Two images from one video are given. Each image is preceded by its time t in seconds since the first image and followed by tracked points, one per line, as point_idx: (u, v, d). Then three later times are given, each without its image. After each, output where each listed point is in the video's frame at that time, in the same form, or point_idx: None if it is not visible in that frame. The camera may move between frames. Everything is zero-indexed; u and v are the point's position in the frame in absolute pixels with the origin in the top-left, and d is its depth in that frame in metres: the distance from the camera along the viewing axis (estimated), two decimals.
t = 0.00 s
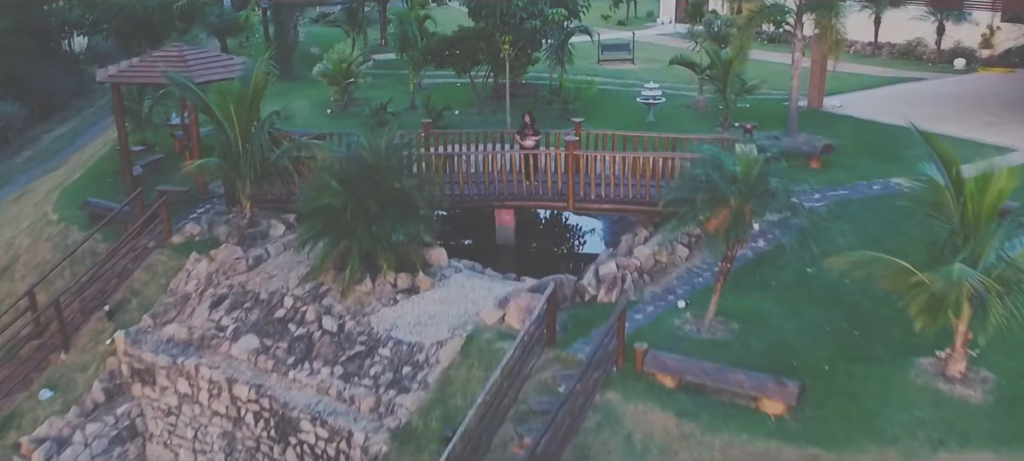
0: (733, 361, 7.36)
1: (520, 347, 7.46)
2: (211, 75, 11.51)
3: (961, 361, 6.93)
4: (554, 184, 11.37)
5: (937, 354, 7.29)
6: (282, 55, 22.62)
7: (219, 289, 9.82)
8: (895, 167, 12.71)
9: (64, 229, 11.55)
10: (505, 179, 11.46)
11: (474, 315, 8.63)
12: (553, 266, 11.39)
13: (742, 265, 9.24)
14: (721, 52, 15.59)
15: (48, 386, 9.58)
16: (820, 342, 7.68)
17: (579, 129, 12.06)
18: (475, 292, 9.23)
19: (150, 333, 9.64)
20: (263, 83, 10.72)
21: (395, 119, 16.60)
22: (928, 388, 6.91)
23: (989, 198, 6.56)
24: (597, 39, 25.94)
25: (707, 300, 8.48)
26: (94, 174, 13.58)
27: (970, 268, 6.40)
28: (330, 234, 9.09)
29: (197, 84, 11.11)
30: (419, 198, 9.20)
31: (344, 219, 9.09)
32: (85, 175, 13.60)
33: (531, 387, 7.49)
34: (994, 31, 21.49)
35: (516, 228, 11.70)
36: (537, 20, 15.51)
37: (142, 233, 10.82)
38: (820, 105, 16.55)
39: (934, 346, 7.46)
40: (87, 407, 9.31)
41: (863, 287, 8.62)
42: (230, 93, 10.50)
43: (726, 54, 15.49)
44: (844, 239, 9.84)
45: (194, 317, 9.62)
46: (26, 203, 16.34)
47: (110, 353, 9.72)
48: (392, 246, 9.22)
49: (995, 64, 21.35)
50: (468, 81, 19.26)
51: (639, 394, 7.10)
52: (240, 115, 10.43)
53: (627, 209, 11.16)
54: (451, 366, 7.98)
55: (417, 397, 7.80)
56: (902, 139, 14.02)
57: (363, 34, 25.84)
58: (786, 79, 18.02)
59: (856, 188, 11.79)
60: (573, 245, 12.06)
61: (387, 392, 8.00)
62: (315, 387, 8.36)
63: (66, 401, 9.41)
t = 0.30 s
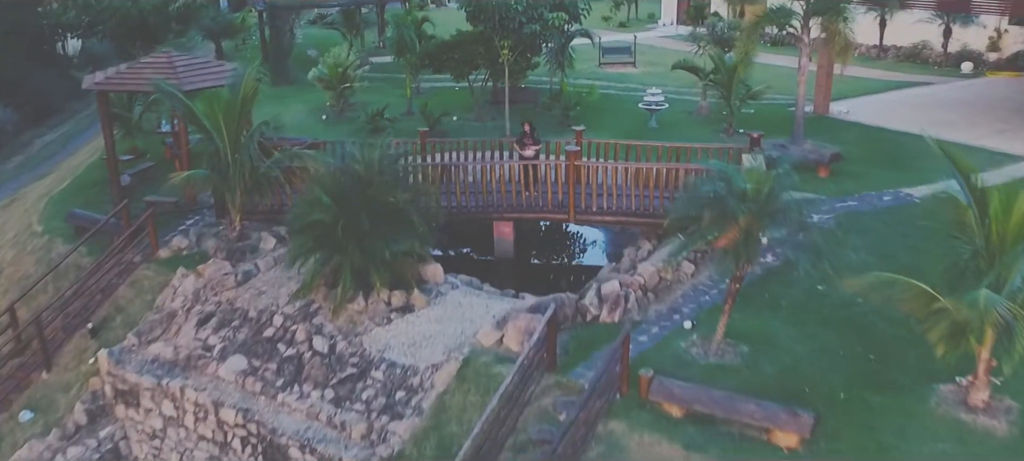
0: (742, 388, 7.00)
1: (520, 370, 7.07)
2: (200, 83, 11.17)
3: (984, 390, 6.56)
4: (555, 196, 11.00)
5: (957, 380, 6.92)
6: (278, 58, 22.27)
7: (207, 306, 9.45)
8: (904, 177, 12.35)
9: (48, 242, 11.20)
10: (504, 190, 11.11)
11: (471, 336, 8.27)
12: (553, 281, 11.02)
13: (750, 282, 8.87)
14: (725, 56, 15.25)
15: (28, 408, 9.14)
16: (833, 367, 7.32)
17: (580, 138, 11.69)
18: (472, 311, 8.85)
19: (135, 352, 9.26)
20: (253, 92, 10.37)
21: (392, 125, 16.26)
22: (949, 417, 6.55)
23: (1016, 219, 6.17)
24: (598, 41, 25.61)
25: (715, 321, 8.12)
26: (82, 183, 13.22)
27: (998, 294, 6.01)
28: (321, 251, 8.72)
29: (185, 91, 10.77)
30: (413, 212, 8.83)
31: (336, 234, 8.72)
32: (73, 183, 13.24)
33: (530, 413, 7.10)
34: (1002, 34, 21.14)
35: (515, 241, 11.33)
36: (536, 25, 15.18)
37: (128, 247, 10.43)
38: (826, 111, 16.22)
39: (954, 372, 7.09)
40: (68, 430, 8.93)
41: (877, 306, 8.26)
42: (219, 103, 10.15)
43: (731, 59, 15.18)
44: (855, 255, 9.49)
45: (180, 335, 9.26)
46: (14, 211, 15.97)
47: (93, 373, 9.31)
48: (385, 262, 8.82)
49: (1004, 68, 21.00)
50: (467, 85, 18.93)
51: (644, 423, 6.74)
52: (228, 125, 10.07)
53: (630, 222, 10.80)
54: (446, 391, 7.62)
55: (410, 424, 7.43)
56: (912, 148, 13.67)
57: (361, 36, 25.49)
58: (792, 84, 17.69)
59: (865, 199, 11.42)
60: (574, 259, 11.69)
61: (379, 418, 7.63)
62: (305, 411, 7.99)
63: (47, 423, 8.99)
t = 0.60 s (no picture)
0: (754, 422, 6.58)
1: (520, 397, 6.62)
2: (185, 92, 10.74)
3: (1014, 426, 6.13)
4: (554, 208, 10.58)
5: (983, 414, 6.50)
6: (273, 62, 21.85)
7: (191, 326, 9.04)
8: (916, 188, 11.95)
9: (28, 257, 10.76)
10: (501, 203, 10.68)
11: (466, 362, 7.86)
12: (554, 298, 10.56)
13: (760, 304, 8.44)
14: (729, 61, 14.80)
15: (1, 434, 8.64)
16: (849, 397, 6.90)
17: (581, 148, 11.25)
18: (468, 333, 8.45)
19: (115, 375, 8.84)
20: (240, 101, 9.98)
21: (387, 132, 15.83)
22: (976, 454, 6.11)
23: None
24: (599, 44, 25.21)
25: (724, 345, 7.70)
26: (65, 192, 12.77)
27: None
28: (310, 270, 8.32)
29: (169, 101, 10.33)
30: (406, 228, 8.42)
31: (324, 253, 8.30)
32: (56, 193, 12.79)
33: (529, 446, 6.64)
34: (1011, 38, 20.74)
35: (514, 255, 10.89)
36: (536, 29, 14.78)
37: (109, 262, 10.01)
38: (833, 117, 15.79)
39: (979, 405, 6.66)
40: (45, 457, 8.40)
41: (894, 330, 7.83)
42: (204, 112, 9.75)
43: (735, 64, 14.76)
44: (869, 273, 9.09)
45: (162, 357, 8.84)
46: None
47: (72, 396, 8.80)
48: (376, 281, 8.40)
49: (1012, 72, 20.59)
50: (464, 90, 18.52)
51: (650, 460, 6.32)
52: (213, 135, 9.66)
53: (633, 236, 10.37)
54: (439, 421, 7.21)
55: (402, 456, 7.01)
56: (923, 158, 13.27)
57: (357, 39, 25.07)
58: (798, 90, 17.28)
59: (877, 211, 11.02)
60: (575, 274, 11.27)
61: (369, 450, 7.22)
62: (291, 440, 7.57)
63: (21, 450, 8.47)
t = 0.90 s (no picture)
0: (765, 454, 6.22)
1: (519, 425, 6.24)
2: (174, 100, 10.46)
3: None
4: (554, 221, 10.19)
5: (1006, 446, 6.15)
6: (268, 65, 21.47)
7: (176, 344, 8.68)
8: (927, 199, 11.58)
9: (10, 270, 10.38)
10: (498, 215, 10.32)
11: (461, 386, 7.51)
12: (554, 313, 10.18)
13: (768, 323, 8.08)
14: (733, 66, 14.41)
15: None
16: (865, 425, 6.54)
17: (581, 158, 10.90)
18: (464, 353, 8.10)
19: (97, 396, 8.46)
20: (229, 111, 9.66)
21: (384, 138, 15.46)
22: None
23: None
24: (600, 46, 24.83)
25: (731, 369, 7.34)
26: (51, 202, 12.39)
27: None
28: (299, 288, 7.95)
29: (155, 110, 10.05)
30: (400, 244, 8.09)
31: (314, 270, 7.94)
32: (40, 203, 12.40)
33: None
34: (1019, 41, 20.35)
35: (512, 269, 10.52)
36: (535, 33, 14.44)
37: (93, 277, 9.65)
38: (839, 123, 15.45)
39: (1002, 436, 6.31)
40: None
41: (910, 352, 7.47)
42: (191, 122, 9.42)
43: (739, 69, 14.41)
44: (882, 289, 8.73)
45: (146, 378, 8.47)
46: None
47: (51, 419, 8.36)
48: (367, 300, 8.05)
49: (1020, 75, 20.22)
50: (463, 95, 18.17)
51: None
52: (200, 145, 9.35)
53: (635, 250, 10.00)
54: (433, 450, 6.85)
55: None
56: (933, 166, 12.92)
57: (354, 42, 24.71)
58: (802, 95, 16.94)
59: (888, 223, 10.66)
60: (575, 287, 10.92)
61: None
62: None
63: None
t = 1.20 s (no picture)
0: None
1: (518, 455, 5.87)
2: (159, 108, 10.13)
3: None
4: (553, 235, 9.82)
5: None
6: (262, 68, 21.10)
7: (160, 364, 8.32)
8: (938, 209, 11.23)
9: None
10: (495, 228, 9.96)
11: (456, 413, 7.18)
12: (553, 329, 9.84)
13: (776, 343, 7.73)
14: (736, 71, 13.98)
15: None
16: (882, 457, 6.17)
17: (580, 169, 10.58)
18: (460, 375, 7.75)
19: (76, 419, 7.98)
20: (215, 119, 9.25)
21: (380, 144, 15.10)
22: None
23: None
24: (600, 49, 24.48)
25: (739, 394, 6.99)
26: (34, 213, 12.00)
27: None
28: (286, 307, 7.60)
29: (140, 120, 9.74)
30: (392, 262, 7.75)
31: (302, 290, 7.58)
32: (23, 214, 12.01)
33: None
34: None
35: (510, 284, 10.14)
36: (534, 38, 14.09)
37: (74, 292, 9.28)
38: (845, 129, 15.11)
39: None
40: None
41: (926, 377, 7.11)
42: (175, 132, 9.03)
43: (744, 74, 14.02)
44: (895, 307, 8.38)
45: (128, 400, 8.05)
46: None
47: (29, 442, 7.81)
48: (356, 320, 7.72)
49: None
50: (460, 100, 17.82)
51: None
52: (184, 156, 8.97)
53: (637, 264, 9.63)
54: None
55: None
56: (943, 175, 12.58)
57: (352, 44, 24.35)
58: (807, 100, 16.62)
59: (898, 235, 10.31)
60: (575, 301, 10.57)
61: None
62: None
63: None
